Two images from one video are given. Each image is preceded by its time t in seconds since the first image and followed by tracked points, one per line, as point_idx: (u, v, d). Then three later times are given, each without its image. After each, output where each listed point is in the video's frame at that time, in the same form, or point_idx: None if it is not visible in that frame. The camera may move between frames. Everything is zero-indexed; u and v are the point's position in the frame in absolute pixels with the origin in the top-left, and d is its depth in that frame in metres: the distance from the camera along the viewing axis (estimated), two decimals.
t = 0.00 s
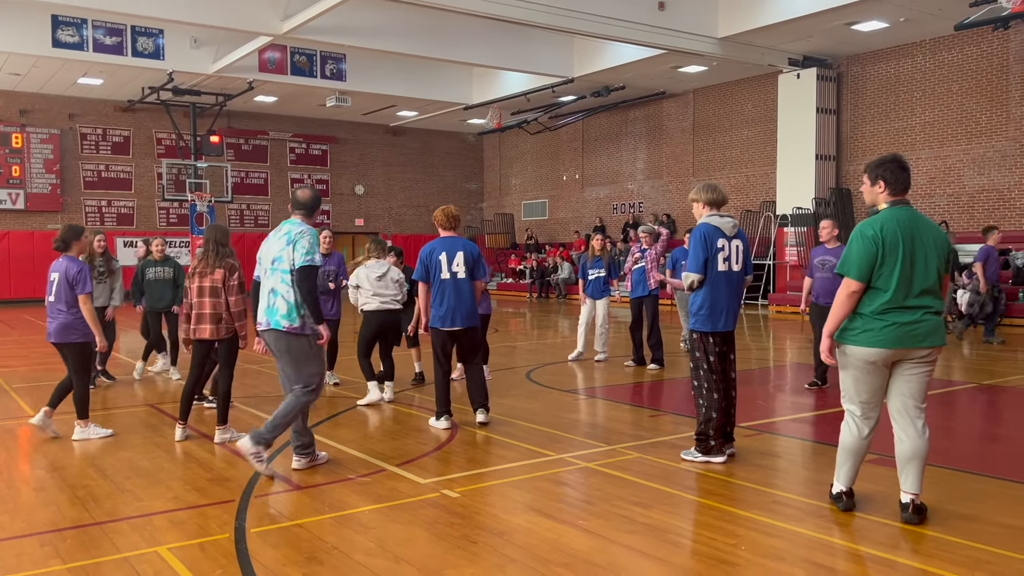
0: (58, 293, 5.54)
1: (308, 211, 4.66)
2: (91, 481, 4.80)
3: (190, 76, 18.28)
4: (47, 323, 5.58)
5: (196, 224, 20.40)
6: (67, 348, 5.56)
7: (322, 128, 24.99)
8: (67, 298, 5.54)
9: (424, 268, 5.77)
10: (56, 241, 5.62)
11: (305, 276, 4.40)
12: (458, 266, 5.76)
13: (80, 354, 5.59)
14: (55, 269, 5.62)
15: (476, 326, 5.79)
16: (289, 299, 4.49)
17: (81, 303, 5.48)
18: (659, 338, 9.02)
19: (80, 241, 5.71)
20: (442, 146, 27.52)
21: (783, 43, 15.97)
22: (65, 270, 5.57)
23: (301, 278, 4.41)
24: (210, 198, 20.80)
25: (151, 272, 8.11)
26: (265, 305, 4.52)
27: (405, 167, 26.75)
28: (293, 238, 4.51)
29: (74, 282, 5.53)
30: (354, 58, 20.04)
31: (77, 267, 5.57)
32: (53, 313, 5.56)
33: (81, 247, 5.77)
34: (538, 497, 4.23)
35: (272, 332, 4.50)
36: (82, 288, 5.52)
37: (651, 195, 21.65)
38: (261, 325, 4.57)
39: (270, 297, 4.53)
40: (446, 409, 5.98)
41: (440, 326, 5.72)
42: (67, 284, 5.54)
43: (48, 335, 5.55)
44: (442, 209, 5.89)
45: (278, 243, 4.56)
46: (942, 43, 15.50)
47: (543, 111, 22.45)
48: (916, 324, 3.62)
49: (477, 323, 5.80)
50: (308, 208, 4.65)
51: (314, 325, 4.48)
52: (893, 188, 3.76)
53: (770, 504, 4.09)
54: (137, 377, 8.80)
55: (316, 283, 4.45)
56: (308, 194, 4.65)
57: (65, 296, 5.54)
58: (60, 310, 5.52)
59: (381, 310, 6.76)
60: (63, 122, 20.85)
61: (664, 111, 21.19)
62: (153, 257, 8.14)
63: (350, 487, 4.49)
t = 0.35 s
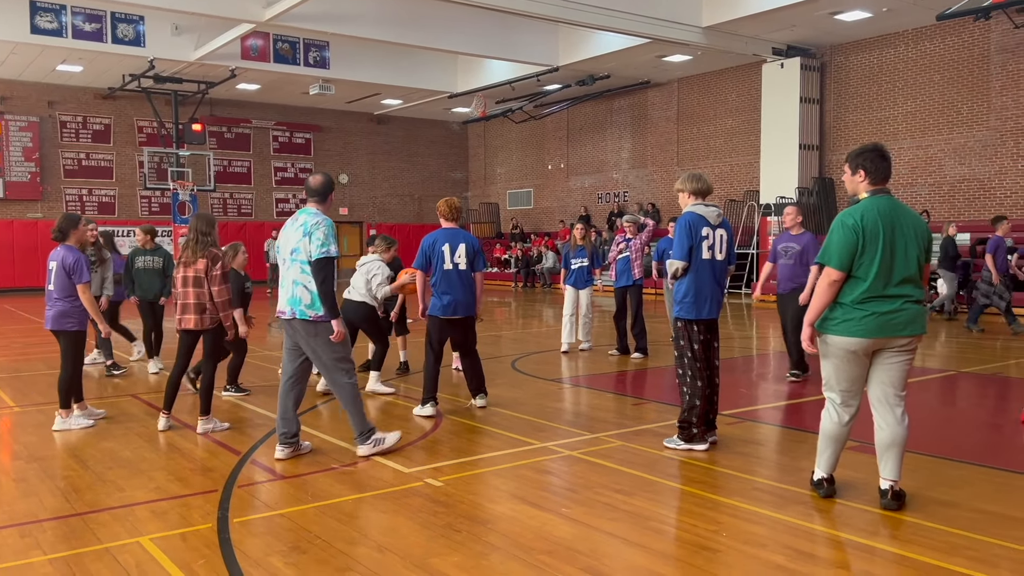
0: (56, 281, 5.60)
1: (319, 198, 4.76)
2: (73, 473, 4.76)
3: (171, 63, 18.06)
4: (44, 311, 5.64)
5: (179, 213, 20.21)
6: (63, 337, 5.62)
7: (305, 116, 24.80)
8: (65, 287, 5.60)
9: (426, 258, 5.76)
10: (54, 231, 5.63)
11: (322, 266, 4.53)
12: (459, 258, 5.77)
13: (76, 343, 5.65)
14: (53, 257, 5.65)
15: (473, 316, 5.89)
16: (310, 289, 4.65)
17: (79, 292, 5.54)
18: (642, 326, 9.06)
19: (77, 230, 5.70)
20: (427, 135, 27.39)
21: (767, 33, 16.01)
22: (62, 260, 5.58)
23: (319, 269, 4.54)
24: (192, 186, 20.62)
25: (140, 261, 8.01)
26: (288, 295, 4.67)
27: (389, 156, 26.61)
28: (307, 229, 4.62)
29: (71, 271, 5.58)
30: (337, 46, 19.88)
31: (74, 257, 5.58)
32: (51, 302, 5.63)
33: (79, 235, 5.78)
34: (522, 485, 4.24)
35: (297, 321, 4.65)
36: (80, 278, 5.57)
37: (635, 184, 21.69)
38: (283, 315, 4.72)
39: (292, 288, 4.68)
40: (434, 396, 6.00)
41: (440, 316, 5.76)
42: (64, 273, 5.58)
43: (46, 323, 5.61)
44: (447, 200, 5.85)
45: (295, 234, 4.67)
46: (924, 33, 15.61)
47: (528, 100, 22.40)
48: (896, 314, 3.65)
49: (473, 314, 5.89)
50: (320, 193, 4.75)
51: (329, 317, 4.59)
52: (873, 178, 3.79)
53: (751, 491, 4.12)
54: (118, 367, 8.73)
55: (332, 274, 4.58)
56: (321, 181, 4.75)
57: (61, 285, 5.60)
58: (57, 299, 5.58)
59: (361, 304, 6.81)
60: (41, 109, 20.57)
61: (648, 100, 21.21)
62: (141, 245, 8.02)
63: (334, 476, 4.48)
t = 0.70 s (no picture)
0: (40, 271, 5.57)
1: (344, 186, 4.73)
2: (47, 465, 4.70)
3: (147, 51, 17.80)
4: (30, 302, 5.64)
5: (157, 203, 19.98)
6: (49, 326, 5.60)
7: (284, 105, 24.58)
8: (49, 276, 5.56)
9: (426, 253, 6.03)
10: (37, 221, 5.63)
11: (353, 259, 4.53)
12: (457, 251, 5.94)
13: (60, 331, 5.62)
14: (38, 248, 5.64)
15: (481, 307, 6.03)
16: (337, 279, 4.64)
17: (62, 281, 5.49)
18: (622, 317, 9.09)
19: (59, 220, 5.69)
20: (408, 125, 27.23)
21: (746, 24, 16.09)
22: (46, 248, 5.55)
23: (349, 261, 4.53)
24: (170, 176, 20.38)
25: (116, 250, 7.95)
26: (314, 286, 4.67)
27: (370, 146, 26.43)
28: (335, 221, 4.60)
29: (54, 260, 5.51)
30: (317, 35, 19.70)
31: (56, 245, 5.53)
32: (37, 292, 5.61)
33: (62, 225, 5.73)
34: (499, 475, 4.25)
35: (324, 313, 4.65)
36: (62, 266, 5.50)
37: (616, 174, 21.73)
38: (308, 305, 4.71)
39: (320, 279, 4.66)
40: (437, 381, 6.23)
41: (444, 308, 5.94)
42: (48, 261, 5.53)
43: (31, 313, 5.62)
44: (446, 196, 6.07)
45: (322, 226, 4.65)
46: (902, 25, 15.72)
47: (509, 90, 22.33)
48: (873, 304, 3.69)
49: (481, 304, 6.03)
50: (344, 182, 4.74)
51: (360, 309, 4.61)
52: (846, 167, 3.82)
53: (727, 480, 4.16)
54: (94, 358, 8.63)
55: (360, 266, 4.56)
56: (343, 170, 4.74)
57: (46, 274, 5.58)
58: (41, 289, 5.57)
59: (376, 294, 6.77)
60: (15, 98, 20.23)
61: (629, 91, 21.22)
62: (120, 236, 7.99)
63: (311, 467, 4.46)
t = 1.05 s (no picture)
0: (18, 259, 5.54)
1: (355, 178, 4.83)
2: (11, 458, 4.61)
3: (116, 38, 17.45)
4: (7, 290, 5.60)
5: (126, 193, 19.66)
6: (24, 315, 5.57)
7: (256, 94, 24.28)
8: (26, 265, 5.52)
9: (458, 245, 6.04)
10: (18, 212, 5.64)
11: (375, 248, 4.62)
12: (489, 244, 5.97)
13: (38, 321, 5.57)
14: (17, 237, 5.59)
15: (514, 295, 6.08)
16: (347, 268, 4.68)
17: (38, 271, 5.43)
18: (596, 307, 9.12)
19: (39, 210, 5.65)
20: (381, 114, 27.00)
21: (720, 16, 16.19)
22: (25, 238, 5.51)
23: (370, 250, 4.62)
24: (139, 165, 20.04)
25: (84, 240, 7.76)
26: (323, 274, 4.70)
27: (343, 135, 26.19)
28: (351, 212, 4.70)
29: (31, 249, 5.48)
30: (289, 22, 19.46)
31: (35, 234, 5.49)
32: (14, 279, 5.57)
33: (44, 214, 5.67)
34: (472, 465, 4.24)
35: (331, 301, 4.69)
36: (39, 256, 5.44)
37: (591, 165, 21.76)
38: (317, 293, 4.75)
39: (331, 268, 4.70)
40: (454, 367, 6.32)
41: (477, 299, 5.98)
42: (25, 250, 5.50)
43: (9, 303, 5.58)
44: (479, 191, 6.17)
45: (336, 216, 4.73)
46: (873, 17, 15.88)
47: (484, 79, 22.24)
48: (813, 298, 3.65)
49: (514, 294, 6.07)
50: (355, 174, 4.85)
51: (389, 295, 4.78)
52: (789, 160, 3.78)
53: (698, 468, 4.20)
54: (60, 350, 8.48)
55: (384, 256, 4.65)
56: (354, 161, 4.84)
57: (24, 262, 5.53)
58: (18, 278, 5.54)
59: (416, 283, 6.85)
60: None
61: (604, 81, 21.23)
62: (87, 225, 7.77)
63: (283, 459, 4.43)
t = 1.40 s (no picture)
0: (8, 251, 5.54)
1: (363, 168, 5.07)
2: None
3: (82, 23, 17.10)
4: None
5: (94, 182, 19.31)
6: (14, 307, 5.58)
7: (227, 82, 23.96)
8: (16, 257, 5.52)
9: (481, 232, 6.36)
10: (8, 202, 5.60)
11: (381, 233, 4.83)
12: (509, 232, 6.22)
13: (28, 312, 5.58)
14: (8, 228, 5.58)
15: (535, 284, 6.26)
16: (359, 254, 4.91)
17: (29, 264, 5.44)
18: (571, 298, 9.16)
19: (30, 201, 5.60)
20: (354, 103, 26.75)
21: (693, 7, 16.32)
22: (15, 230, 5.50)
23: (376, 235, 4.85)
24: (107, 153, 19.67)
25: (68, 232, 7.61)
26: (336, 260, 4.93)
27: (316, 124, 25.93)
28: (360, 200, 4.94)
29: (22, 242, 5.47)
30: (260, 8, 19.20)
31: (26, 227, 5.49)
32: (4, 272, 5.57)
33: (35, 205, 5.66)
34: (445, 456, 4.24)
35: (344, 285, 4.91)
36: (30, 248, 5.45)
37: (565, 156, 21.77)
38: (331, 279, 4.97)
39: (343, 254, 4.93)
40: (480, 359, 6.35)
41: (497, 286, 6.22)
42: (16, 243, 5.49)
43: None
44: (506, 179, 6.39)
45: (345, 204, 4.97)
46: (844, 10, 16.05)
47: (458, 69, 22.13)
48: (749, 289, 3.63)
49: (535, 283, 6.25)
50: (364, 165, 5.09)
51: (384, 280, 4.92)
52: (732, 152, 3.79)
53: (670, 458, 4.23)
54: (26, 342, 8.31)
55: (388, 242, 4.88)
56: (362, 153, 5.07)
57: (15, 254, 5.53)
58: (8, 270, 5.54)
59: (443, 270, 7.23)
60: None
61: (578, 72, 21.24)
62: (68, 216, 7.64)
63: (254, 451, 4.39)
